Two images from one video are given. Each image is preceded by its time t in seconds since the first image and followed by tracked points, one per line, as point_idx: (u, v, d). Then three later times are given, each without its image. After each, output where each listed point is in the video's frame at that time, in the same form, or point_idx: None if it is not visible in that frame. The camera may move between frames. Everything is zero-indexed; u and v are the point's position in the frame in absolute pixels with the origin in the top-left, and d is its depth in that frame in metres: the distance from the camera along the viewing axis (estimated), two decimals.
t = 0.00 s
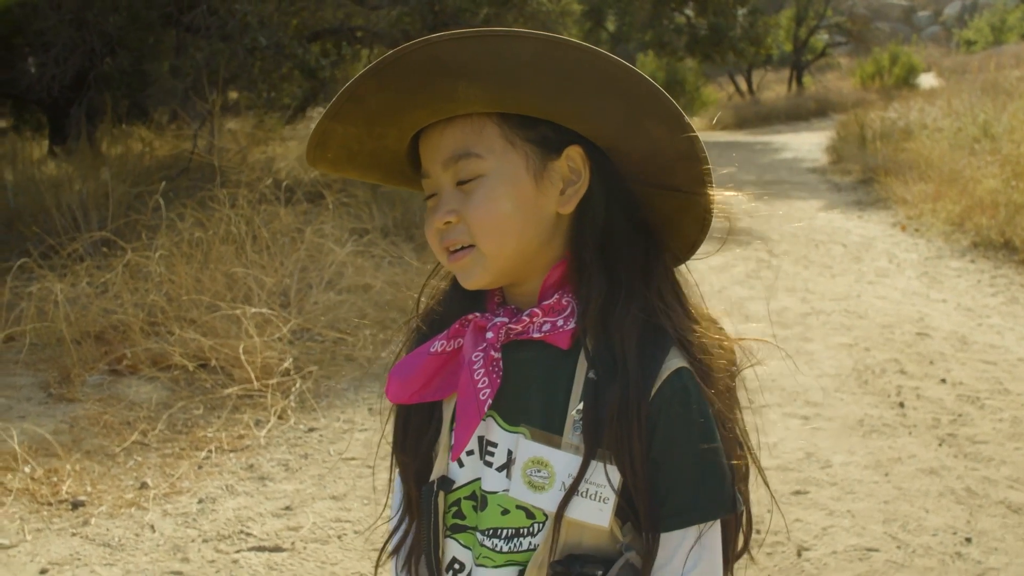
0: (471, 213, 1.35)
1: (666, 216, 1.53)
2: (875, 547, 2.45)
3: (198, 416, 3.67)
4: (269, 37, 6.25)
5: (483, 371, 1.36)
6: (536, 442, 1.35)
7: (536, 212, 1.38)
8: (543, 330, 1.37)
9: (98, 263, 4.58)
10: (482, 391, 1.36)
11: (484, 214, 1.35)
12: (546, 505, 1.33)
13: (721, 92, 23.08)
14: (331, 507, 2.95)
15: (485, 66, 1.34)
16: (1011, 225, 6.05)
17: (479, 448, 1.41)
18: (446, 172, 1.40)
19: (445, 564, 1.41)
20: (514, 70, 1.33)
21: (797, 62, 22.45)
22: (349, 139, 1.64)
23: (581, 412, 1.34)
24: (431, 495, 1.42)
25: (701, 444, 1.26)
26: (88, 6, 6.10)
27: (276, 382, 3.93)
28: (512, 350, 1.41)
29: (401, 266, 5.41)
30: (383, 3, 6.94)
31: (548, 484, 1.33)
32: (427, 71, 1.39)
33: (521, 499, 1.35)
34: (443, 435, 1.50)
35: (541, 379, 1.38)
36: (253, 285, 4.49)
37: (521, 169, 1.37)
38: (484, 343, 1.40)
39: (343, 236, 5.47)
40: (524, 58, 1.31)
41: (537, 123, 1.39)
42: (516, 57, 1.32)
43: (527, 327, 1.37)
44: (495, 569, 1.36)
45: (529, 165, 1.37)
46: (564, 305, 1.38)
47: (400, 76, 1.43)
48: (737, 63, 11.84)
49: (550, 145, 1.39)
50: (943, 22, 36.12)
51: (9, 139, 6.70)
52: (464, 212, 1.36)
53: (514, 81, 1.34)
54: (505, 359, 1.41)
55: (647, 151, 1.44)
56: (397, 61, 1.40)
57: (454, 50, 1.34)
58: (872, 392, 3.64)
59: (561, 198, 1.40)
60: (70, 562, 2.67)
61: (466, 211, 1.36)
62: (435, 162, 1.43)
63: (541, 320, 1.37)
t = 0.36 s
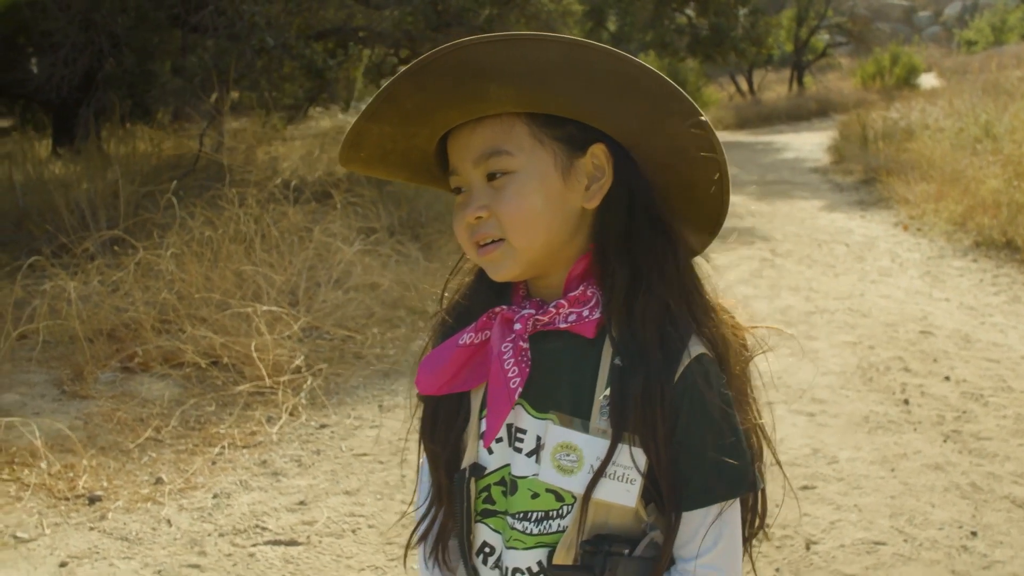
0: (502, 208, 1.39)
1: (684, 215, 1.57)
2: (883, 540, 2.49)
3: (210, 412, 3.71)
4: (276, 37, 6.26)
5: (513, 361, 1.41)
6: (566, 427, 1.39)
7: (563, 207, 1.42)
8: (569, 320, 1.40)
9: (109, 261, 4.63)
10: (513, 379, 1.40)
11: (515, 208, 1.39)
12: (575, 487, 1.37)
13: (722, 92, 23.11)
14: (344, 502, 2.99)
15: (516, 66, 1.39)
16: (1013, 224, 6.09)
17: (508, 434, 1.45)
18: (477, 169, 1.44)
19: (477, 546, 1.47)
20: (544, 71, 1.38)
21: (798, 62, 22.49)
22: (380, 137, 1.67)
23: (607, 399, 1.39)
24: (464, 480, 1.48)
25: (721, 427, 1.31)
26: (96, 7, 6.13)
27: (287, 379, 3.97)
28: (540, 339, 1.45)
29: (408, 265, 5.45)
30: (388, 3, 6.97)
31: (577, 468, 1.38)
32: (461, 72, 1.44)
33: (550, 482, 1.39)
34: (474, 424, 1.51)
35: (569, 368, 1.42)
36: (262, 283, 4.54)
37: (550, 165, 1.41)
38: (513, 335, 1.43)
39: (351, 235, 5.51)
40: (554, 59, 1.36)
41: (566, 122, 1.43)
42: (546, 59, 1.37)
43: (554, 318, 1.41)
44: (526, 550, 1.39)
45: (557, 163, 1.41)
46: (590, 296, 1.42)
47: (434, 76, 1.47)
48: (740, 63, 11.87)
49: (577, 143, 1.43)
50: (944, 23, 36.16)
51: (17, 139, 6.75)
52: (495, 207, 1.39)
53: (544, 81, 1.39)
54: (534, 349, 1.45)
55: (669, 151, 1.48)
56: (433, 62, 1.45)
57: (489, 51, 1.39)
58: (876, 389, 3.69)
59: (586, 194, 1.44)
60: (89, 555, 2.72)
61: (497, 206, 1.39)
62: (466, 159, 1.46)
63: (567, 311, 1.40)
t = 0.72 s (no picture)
0: (550, 210, 1.41)
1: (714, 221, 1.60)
2: (891, 537, 2.53)
3: (222, 411, 3.75)
4: (283, 36, 6.31)
5: (552, 350, 1.43)
6: (604, 413, 1.41)
7: (606, 210, 1.44)
8: (606, 310, 1.42)
9: (119, 261, 4.67)
10: (552, 367, 1.42)
11: (562, 211, 1.40)
12: (615, 471, 1.40)
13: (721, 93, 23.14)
14: (358, 500, 3.02)
15: (569, 74, 1.40)
16: (1014, 224, 6.14)
17: (548, 421, 1.46)
18: (524, 168, 1.44)
19: (517, 532, 1.49)
20: (595, 80, 1.40)
21: (798, 63, 22.52)
22: (421, 135, 1.68)
23: (644, 384, 1.41)
24: (507, 468, 1.51)
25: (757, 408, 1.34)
26: (104, 4, 6.12)
27: (298, 378, 4.00)
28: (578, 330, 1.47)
29: (414, 265, 5.48)
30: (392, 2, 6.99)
31: (616, 451, 1.40)
32: (513, 78, 1.44)
33: (589, 467, 1.41)
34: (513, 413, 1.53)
35: (604, 356, 1.44)
36: (271, 282, 4.57)
37: (596, 169, 1.42)
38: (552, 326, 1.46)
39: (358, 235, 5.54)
40: (606, 69, 1.39)
41: (613, 129, 1.45)
42: (598, 70, 1.39)
43: (590, 308, 1.43)
44: (565, 534, 1.42)
45: (604, 167, 1.43)
46: (625, 287, 1.44)
47: (483, 79, 1.47)
48: (741, 62, 11.89)
49: (622, 149, 1.46)
50: (945, 23, 36.20)
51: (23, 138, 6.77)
52: (543, 207, 1.41)
53: (595, 89, 1.41)
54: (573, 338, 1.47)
55: (707, 160, 1.50)
56: (486, 67, 1.45)
57: (544, 58, 1.40)
58: (882, 388, 3.72)
59: (626, 197, 1.46)
60: (108, 552, 2.75)
61: (544, 208, 1.41)
62: (511, 159, 1.47)
63: (604, 301, 1.43)
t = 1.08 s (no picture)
0: (599, 218, 1.44)
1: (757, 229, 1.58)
2: (899, 535, 2.56)
3: (231, 411, 3.77)
4: (286, 36, 6.34)
5: (594, 346, 1.46)
6: (644, 407, 1.44)
7: (654, 218, 1.47)
8: (646, 308, 1.46)
9: (127, 261, 4.71)
10: (593, 362, 1.45)
11: (612, 219, 1.44)
12: (654, 463, 1.43)
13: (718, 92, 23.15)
14: (369, 499, 3.05)
15: (627, 89, 1.39)
16: (1015, 224, 6.19)
17: (588, 415, 1.49)
18: (577, 174, 1.47)
19: (559, 522, 1.52)
20: (652, 95, 1.39)
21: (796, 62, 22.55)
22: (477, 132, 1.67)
23: (683, 379, 1.45)
24: (549, 460, 1.53)
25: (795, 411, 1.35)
26: (107, 5, 6.13)
27: (306, 378, 4.03)
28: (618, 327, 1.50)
29: (419, 265, 5.50)
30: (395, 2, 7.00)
31: (655, 444, 1.43)
32: (570, 90, 1.43)
33: (629, 459, 1.44)
34: (555, 406, 1.56)
35: (644, 352, 1.47)
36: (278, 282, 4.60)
37: (646, 179, 1.44)
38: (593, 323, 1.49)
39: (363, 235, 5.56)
40: (663, 86, 1.38)
41: (667, 141, 1.46)
42: (657, 86, 1.38)
43: (631, 307, 1.46)
44: (606, 524, 1.45)
45: (654, 178, 1.45)
46: (665, 285, 1.48)
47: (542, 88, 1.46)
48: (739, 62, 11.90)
49: (673, 161, 1.46)
50: (943, 22, 36.23)
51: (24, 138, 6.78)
52: (593, 214, 1.44)
53: (650, 104, 1.40)
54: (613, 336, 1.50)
55: (757, 177, 1.48)
56: (545, 78, 1.44)
57: (604, 73, 1.39)
58: (886, 387, 3.75)
59: (674, 206, 1.48)
60: (123, 551, 2.78)
61: (594, 215, 1.44)
62: (566, 163, 1.49)
63: (644, 300, 1.46)
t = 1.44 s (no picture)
0: (649, 219, 1.46)
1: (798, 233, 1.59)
2: (890, 528, 2.59)
3: (219, 413, 3.75)
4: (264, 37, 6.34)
5: (632, 342, 1.48)
6: (680, 403, 1.46)
7: (701, 220, 1.48)
8: (684, 307, 1.48)
9: (109, 262, 4.69)
10: (632, 358, 1.47)
11: (661, 221, 1.46)
12: (687, 458, 1.44)
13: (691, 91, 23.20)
14: (362, 499, 3.06)
15: (683, 96, 1.40)
16: (989, 221, 6.28)
17: (624, 410, 1.50)
18: (628, 175, 1.49)
19: (589, 515, 1.52)
20: (708, 103, 1.40)
21: (767, 61, 22.65)
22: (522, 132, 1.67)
23: (719, 376, 1.46)
24: (582, 454, 1.55)
25: (828, 411, 1.37)
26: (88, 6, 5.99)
27: (294, 379, 4.02)
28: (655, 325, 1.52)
29: (401, 265, 5.49)
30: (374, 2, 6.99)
31: (688, 440, 1.44)
32: (626, 98, 1.44)
33: (662, 454, 1.45)
34: (590, 401, 1.58)
35: (680, 349, 1.48)
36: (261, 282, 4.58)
37: (695, 182, 1.46)
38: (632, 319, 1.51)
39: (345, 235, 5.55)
40: (719, 93, 1.39)
41: (719, 148, 1.47)
42: (712, 92, 1.40)
43: (670, 304, 1.48)
44: (638, 518, 1.46)
45: (703, 181, 1.46)
46: (704, 285, 1.50)
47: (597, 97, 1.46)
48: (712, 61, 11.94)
49: (723, 166, 1.48)
50: (912, 21, 36.52)
51: None
52: (643, 215, 1.46)
53: (704, 112, 1.41)
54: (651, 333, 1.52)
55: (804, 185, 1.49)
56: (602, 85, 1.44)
57: (663, 79, 1.40)
58: (870, 383, 3.79)
59: (721, 210, 1.50)
60: (115, 555, 2.77)
61: (645, 216, 1.46)
62: (617, 163, 1.50)
63: (683, 299, 1.48)
